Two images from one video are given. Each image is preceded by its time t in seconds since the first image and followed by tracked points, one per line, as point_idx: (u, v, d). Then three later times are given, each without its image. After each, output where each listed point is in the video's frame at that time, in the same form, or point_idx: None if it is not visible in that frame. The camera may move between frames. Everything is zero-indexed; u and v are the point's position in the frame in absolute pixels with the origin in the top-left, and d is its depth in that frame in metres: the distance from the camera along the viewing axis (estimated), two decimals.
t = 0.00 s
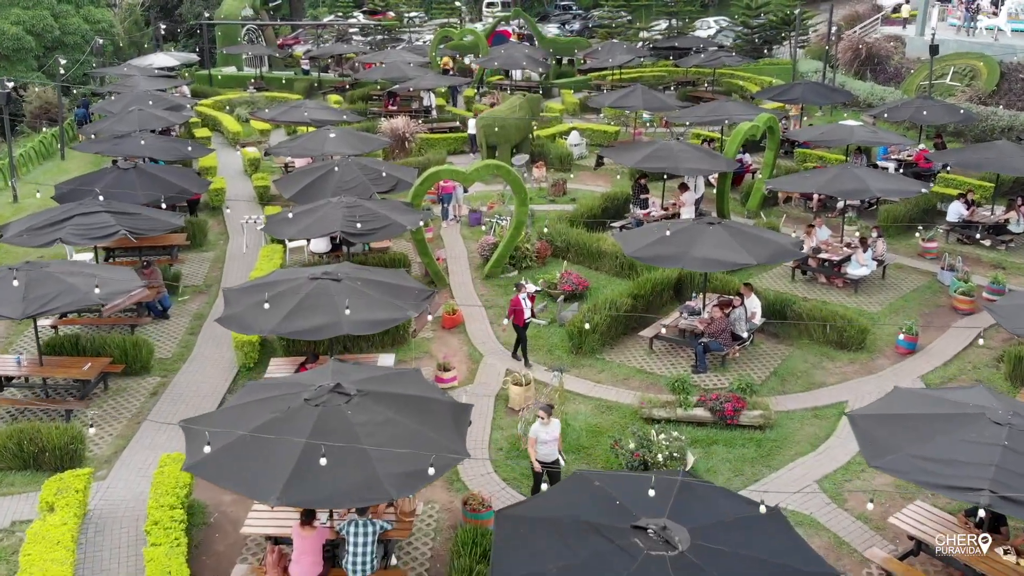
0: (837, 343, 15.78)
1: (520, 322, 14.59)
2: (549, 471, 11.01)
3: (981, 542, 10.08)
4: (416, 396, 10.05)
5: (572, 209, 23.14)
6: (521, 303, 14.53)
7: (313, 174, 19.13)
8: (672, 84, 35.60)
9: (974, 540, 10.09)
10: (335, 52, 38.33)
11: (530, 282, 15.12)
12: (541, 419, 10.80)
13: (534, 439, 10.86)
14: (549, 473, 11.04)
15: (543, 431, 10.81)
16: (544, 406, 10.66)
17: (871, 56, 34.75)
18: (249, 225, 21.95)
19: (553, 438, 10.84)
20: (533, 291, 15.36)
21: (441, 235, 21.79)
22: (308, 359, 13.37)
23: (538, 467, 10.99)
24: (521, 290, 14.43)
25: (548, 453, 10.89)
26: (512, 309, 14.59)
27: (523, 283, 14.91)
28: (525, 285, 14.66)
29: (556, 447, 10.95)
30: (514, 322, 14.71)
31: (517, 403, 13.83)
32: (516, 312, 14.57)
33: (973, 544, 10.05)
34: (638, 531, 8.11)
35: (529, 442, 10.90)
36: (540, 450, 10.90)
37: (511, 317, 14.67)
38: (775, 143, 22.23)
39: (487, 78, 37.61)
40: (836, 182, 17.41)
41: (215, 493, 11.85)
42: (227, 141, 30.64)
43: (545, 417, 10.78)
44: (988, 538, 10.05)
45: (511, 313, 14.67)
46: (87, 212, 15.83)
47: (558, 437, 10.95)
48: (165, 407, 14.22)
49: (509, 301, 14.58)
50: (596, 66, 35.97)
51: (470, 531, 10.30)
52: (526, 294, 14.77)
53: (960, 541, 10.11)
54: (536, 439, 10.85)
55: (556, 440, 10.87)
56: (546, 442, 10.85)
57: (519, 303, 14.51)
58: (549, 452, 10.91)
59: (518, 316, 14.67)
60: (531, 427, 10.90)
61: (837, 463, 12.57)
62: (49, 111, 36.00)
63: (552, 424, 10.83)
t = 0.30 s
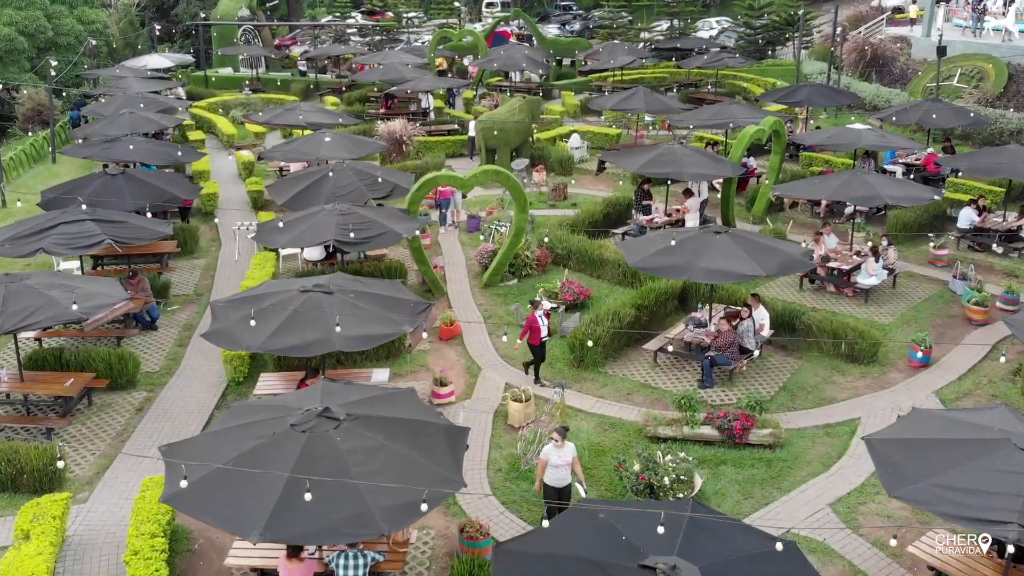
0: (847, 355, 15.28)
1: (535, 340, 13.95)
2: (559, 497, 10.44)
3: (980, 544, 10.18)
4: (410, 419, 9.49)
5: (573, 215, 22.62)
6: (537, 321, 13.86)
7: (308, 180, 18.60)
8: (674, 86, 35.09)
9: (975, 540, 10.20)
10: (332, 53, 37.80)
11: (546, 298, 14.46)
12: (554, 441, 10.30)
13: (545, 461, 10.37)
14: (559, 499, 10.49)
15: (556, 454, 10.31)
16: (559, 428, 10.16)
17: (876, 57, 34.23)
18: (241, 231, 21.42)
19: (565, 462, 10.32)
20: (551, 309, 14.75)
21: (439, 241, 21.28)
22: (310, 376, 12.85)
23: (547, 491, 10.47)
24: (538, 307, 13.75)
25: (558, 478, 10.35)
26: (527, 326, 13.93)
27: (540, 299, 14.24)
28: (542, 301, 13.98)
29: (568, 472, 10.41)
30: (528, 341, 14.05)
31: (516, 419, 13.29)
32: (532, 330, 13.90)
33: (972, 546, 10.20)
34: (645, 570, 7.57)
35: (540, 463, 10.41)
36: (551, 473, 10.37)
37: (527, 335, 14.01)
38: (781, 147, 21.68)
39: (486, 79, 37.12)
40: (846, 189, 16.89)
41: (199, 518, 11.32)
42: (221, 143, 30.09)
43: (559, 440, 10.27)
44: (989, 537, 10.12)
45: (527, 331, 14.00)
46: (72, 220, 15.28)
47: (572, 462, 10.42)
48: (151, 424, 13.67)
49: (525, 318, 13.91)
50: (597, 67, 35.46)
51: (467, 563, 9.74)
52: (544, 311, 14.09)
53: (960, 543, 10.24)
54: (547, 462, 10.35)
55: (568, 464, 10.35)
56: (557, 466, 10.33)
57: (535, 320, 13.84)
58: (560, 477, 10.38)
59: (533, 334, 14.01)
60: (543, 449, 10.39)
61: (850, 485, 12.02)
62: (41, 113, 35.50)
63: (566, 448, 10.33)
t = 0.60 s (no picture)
0: (859, 369, 14.76)
1: (555, 360, 13.23)
2: (569, 527, 9.84)
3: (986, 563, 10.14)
4: (403, 446, 8.95)
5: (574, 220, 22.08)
6: (558, 340, 13.11)
7: (302, 185, 18.05)
8: (676, 87, 34.56)
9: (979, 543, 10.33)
10: (329, 54, 37.29)
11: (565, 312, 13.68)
12: (563, 467, 9.71)
13: (553, 488, 9.79)
14: (568, 530, 9.86)
15: (564, 481, 9.72)
16: (567, 453, 9.57)
17: (882, 58, 33.67)
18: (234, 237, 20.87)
19: (573, 489, 9.72)
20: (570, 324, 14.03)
21: (436, 248, 20.73)
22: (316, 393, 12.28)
23: (555, 520, 9.87)
24: (559, 326, 12.99)
25: (567, 507, 9.77)
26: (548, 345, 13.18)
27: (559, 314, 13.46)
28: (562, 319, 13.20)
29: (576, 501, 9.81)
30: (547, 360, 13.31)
31: (515, 438, 12.74)
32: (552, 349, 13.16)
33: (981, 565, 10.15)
34: None
35: (548, 490, 9.83)
36: (559, 501, 9.80)
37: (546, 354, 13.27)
38: (788, 151, 21.09)
39: (485, 80, 36.59)
40: (858, 196, 16.35)
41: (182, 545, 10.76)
42: (215, 146, 29.56)
43: (568, 467, 9.68)
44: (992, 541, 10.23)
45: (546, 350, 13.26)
46: (55, 229, 14.73)
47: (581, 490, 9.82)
48: (136, 443, 13.13)
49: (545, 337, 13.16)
50: (598, 68, 34.92)
51: None
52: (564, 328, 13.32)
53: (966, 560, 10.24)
54: (555, 488, 9.77)
55: (577, 492, 9.75)
56: (565, 493, 9.75)
57: (556, 339, 13.08)
58: (568, 506, 9.79)
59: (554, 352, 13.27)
60: (551, 475, 9.81)
61: (866, 508, 11.45)
62: (34, 115, 34.97)
63: (575, 474, 9.74)
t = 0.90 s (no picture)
0: (872, 385, 14.21)
1: (576, 382, 12.59)
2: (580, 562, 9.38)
3: None
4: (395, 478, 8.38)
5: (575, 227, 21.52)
6: (579, 360, 12.55)
7: (295, 192, 17.48)
8: (678, 89, 34.02)
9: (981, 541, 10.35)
10: (326, 55, 36.72)
11: (583, 336, 13.22)
12: (573, 502, 9.15)
13: (564, 526, 9.19)
14: (579, 565, 9.39)
15: (575, 517, 9.17)
16: (576, 487, 9.03)
17: (888, 59, 33.08)
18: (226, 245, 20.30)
19: (585, 524, 9.21)
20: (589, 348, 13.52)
21: (434, 255, 20.15)
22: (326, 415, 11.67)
23: (566, 557, 9.35)
24: (581, 345, 12.52)
25: (578, 543, 9.27)
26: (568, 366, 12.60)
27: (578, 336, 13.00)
28: (583, 339, 12.74)
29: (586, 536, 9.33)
30: (568, 382, 12.67)
31: (515, 459, 12.16)
32: (573, 370, 12.55)
33: None
34: None
35: (558, 529, 9.23)
36: (569, 538, 9.27)
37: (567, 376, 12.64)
38: (795, 156, 20.46)
39: (485, 82, 36.04)
40: (870, 204, 15.80)
41: None
42: (209, 149, 29.02)
43: (578, 501, 9.14)
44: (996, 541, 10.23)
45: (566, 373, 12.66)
46: (36, 238, 14.18)
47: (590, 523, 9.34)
48: (118, 463, 12.57)
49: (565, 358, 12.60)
50: (599, 70, 34.38)
51: None
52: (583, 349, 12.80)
53: None
54: (566, 526, 9.20)
55: (588, 527, 9.25)
56: (576, 530, 9.21)
57: (577, 359, 12.53)
58: (579, 542, 9.29)
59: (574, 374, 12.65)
60: (560, 511, 9.25)
61: (883, 536, 10.86)
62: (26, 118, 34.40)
63: (585, 508, 9.21)
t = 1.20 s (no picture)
0: (889, 403, 13.63)
1: (599, 412, 11.74)
2: None
3: None
4: (386, 515, 7.80)
5: (577, 234, 20.94)
6: (604, 388, 11.67)
7: (288, 199, 16.90)
8: (681, 91, 33.45)
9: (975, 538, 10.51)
10: (323, 57, 36.15)
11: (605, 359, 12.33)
12: (587, 546, 9.28)
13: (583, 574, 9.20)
14: None
15: (591, 561, 9.25)
16: (589, 531, 9.19)
17: (895, 61, 32.50)
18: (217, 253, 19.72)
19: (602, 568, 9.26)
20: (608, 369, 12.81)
21: (431, 264, 19.56)
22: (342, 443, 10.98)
23: None
24: (606, 372, 11.63)
25: None
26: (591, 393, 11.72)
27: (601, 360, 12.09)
28: (607, 364, 11.87)
29: None
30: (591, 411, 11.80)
31: (515, 483, 11.57)
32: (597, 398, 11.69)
33: None
34: None
35: None
36: None
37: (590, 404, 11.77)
38: (803, 161, 19.88)
39: (484, 84, 35.48)
40: (883, 212, 15.25)
41: None
42: (203, 153, 28.44)
43: (592, 544, 9.24)
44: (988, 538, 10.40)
45: (589, 401, 11.78)
46: (16, 251, 13.57)
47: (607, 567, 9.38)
48: (100, 486, 11.98)
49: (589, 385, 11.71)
50: (600, 72, 33.82)
51: None
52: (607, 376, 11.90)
53: None
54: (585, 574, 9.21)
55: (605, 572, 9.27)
56: None
57: (602, 387, 11.65)
58: None
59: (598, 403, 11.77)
60: (577, 560, 9.33)
61: (904, 567, 10.26)
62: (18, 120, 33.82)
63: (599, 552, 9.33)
